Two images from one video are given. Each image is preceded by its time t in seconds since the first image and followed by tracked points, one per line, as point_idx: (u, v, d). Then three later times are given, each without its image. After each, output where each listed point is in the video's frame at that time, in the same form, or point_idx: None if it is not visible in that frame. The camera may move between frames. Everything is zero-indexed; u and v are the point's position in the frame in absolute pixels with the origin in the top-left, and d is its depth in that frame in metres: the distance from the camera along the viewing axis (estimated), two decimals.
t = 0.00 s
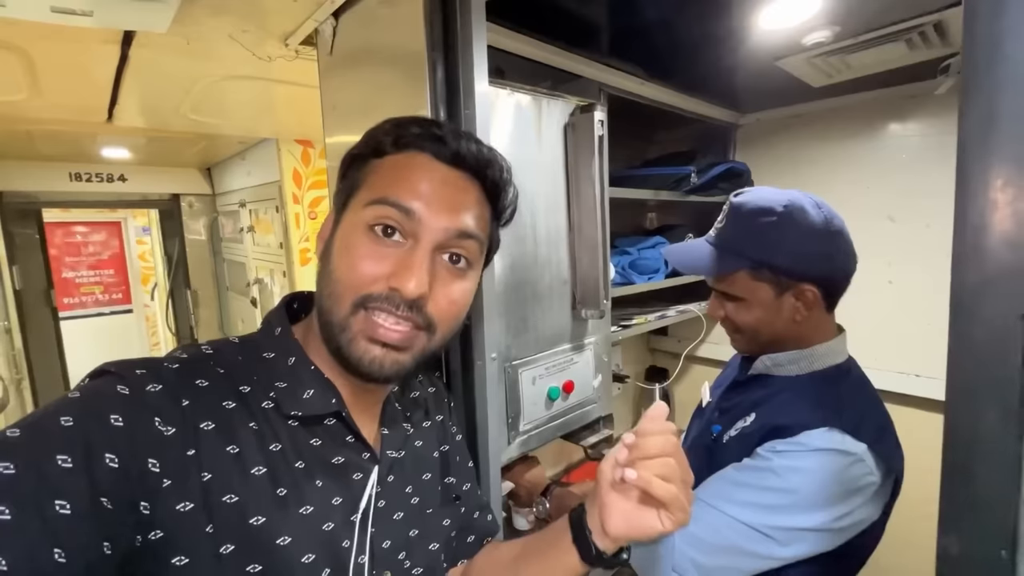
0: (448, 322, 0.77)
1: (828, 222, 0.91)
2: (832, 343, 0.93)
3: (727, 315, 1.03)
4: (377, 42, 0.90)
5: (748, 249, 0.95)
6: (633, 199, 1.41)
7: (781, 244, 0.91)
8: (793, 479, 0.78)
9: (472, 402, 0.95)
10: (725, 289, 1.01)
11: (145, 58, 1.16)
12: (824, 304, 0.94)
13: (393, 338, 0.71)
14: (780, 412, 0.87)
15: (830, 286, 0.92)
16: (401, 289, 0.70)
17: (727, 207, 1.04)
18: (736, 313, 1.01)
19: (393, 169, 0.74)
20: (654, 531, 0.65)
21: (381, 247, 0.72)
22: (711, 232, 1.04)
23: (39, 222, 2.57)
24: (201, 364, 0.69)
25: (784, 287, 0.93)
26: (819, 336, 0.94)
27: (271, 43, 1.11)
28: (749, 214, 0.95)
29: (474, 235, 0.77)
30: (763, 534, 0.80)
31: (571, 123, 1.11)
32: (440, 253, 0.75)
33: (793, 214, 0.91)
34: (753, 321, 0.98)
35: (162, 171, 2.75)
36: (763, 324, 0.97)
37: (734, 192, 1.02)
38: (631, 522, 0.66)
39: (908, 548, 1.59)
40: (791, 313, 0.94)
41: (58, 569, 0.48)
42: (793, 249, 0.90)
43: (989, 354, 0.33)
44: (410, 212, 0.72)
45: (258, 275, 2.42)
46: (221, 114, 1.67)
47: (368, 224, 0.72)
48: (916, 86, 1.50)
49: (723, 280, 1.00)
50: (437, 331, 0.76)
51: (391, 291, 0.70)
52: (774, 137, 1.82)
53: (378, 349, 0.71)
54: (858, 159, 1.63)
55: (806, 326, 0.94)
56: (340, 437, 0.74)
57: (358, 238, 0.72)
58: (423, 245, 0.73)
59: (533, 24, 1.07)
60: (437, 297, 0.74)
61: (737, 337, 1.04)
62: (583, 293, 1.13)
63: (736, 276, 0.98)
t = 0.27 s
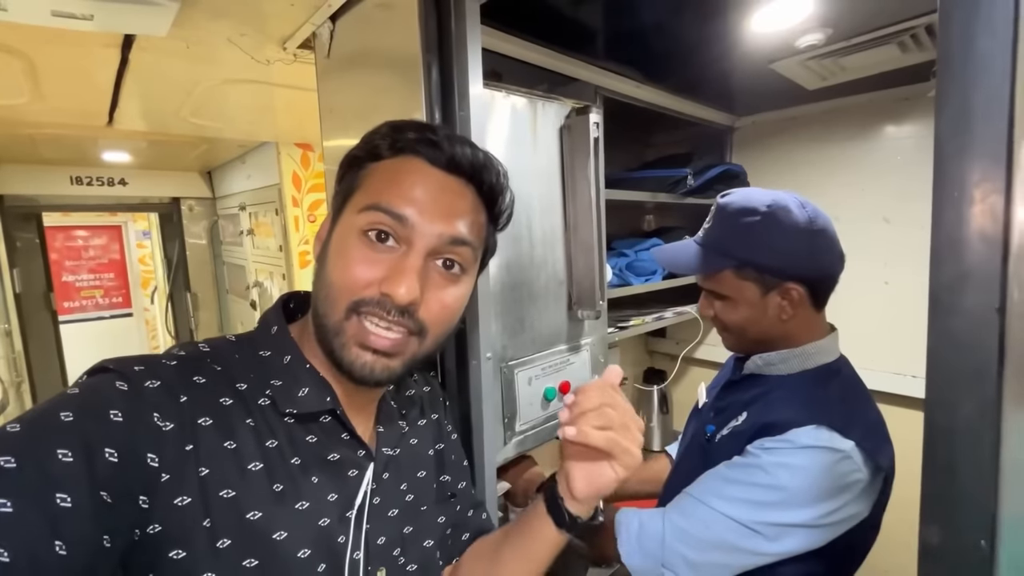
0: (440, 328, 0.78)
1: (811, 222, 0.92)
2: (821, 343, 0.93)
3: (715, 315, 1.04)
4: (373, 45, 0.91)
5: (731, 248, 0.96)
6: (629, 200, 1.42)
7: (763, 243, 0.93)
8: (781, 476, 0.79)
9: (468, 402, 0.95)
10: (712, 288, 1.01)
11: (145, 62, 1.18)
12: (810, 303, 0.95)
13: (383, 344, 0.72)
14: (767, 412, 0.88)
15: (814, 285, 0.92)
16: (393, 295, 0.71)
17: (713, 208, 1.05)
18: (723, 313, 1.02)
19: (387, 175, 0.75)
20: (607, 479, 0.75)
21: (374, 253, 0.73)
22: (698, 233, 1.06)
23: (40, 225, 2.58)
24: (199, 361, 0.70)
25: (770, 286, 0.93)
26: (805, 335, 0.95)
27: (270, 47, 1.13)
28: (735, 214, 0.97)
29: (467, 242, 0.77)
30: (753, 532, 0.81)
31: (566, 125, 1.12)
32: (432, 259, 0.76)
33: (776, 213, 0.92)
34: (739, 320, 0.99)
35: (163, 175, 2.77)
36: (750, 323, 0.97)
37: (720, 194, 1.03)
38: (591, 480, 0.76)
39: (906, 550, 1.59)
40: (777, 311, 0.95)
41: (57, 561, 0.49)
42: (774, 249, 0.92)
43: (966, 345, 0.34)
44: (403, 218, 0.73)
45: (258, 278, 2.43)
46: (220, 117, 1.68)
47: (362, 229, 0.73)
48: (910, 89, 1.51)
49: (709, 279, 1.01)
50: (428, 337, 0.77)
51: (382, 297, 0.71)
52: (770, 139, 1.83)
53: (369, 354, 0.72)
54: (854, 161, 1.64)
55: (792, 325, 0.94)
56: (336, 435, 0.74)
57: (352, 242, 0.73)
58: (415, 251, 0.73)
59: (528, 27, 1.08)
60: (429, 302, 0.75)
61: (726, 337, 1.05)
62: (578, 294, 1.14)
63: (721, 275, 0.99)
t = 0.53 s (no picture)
0: (439, 327, 0.78)
1: (801, 222, 0.93)
2: (817, 345, 0.92)
3: (710, 315, 1.05)
4: (373, 46, 0.91)
5: (722, 247, 0.98)
6: (630, 201, 1.42)
7: (751, 242, 0.95)
8: (772, 476, 0.79)
9: (468, 404, 0.95)
10: (706, 288, 1.03)
11: (146, 63, 1.18)
12: (806, 304, 0.95)
13: (383, 343, 0.72)
14: (766, 413, 0.87)
15: (808, 286, 0.93)
16: (392, 294, 0.71)
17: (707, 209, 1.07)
18: (719, 312, 1.03)
19: (384, 174, 0.75)
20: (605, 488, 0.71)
21: (374, 252, 0.72)
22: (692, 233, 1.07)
23: (44, 226, 2.60)
24: (197, 365, 0.70)
25: (762, 286, 0.95)
26: (800, 336, 0.95)
27: (270, 49, 1.13)
28: (726, 214, 0.99)
29: (466, 241, 0.77)
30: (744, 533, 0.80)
31: (566, 126, 1.12)
32: (432, 259, 0.76)
33: (765, 213, 0.94)
34: (734, 320, 1.00)
35: (166, 175, 2.78)
36: (744, 322, 0.99)
37: (714, 195, 1.05)
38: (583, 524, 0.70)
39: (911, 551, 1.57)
40: (770, 312, 0.96)
41: (56, 568, 0.49)
42: (761, 247, 0.94)
43: (963, 352, 0.34)
44: (402, 219, 0.72)
45: (260, 278, 2.43)
46: (222, 118, 1.69)
47: (361, 228, 0.73)
48: (913, 88, 1.50)
49: (702, 279, 1.03)
50: (428, 336, 0.76)
51: (382, 296, 0.71)
52: (772, 138, 1.82)
53: (369, 353, 0.72)
54: (857, 161, 1.63)
55: (785, 325, 0.95)
56: (335, 438, 0.74)
57: (351, 242, 0.73)
58: (414, 250, 0.73)
59: (527, 28, 1.08)
60: (429, 302, 0.75)
61: (723, 337, 1.06)
62: (579, 295, 1.14)
63: (714, 274, 1.01)
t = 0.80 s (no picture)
0: (442, 321, 0.78)
1: (732, 224, 0.97)
2: (789, 344, 0.93)
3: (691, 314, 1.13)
4: (371, 45, 0.91)
5: (677, 253, 1.06)
6: (630, 199, 1.42)
7: (694, 249, 1.02)
8: (747, 480, 0.80)
9: (466, 402, 0.95)
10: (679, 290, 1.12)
11: (146, 62, 1.18)
12: (757, 302, 0.97)
13: (388, 338, 0.72)
14: (746, 415, 0.90)
15: (751, 285, 0.96)
16: (395, 290, 0.71)
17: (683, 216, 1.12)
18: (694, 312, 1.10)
19: (383, 171, 0.75)
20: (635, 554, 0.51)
21: (375, 249, 0.72)
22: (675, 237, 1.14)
23: (46, 226, 2.60)
24: (195, 363, 0.70)
25: (710, 288, 1.02)
26: (761, 333, 0.98)
27: (269, 48, 1.13)
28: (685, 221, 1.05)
29: (467, 235, 0.77)
30: (722, 537, 0.81)
31: (565, 124, 1.11)
32: (433, 254, 0.76)
33: (701, 222, 1.01)
34: (703, 319, 1.08)
35: (166, 175, 2.78)
36: (709, 322, 1.07)
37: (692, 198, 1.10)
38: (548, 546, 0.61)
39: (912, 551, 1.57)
40: (725, 312, 1.02)
41: (54, 566, 0.48)
42: (701, 254, 1.01)
43: (961, 348, 0.34)
44: (403, 215, 0.72)
45: (261, 278, 2.43)
46: (222, 118, 1.69)
47: (362, 225, 0.73)
48: (914, 86, 1.50)
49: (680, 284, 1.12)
50: (431, 331, 0.76)
51: (385, 292, 0.71)
52: (772, 137, 1.82)
53: (374, 349, 0.72)
54: (857, 159, 1.63)
55: (741, 324, 1.00)
56: (333, 436, 0.74)
57: (352, 239, 0.72)
58: (416, 246, 0.73)
59: (526, 26, 1.07)
60: (431, 297, 0.75)
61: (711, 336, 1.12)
62: (578, 293, 1.13)
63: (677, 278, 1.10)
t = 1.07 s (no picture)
0: (438, 322, 0.77)
1: (711, 225, 0.99)
2: (769, 338, 0.95)
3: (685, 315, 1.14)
4: (369, 44, 0.91)
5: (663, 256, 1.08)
6: (629, 199, 1.41)
7: (677, 251, 1.04)
8: (729, 481, 0.79)
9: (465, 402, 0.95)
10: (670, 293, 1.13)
11: (145, 62, 1.18)
12: (739, 299, 0.99)
13: (383, 339, 0.71)
14: (724, 411, 0.91)
15: (730, 283, 0.98)
16: (391, 290, 0.71)
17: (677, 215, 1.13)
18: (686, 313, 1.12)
19: (380, 171, 0.75)
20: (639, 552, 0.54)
21: (371, 249, 0.72)
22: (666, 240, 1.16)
23: (47, 226, 2.60)
24: (193, 362, 0.70)
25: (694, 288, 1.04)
26: (745, 329, 1.00)
27: (268, 48, 1.13)
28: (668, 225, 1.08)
29: (463, 236, 0.77)
30: (728, 553, 0.77)
31: (564, 123, 1.11)
32: (430, 254, 0.76)
33: (682, 225, 1.04)
34: (694, 320, 1.09)
35: (166, 176, 2.78)
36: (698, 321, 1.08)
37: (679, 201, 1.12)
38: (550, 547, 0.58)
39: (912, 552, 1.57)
40: (710, 311, 1.04)
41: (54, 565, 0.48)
42: (683, 255, 1.03)
43: (960, 345, 0.33)
44: (400, 215, 0.72)
45: (260, 278, 2.43)
46: (221, 118, 1.69)
47: (358, 225, 0.73)
48: (913, 86, 1.50)
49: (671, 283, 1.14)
50: (427, 331, 0.76)
51: (381, 293, 0.71)
52: (771, 137, 1.82)
53: (370, 350, 0.71)
54: (857, 159, 1.63)
55: (725, 321, 1.02)
56: (332, 435, 0.74)
57: (349, 239, 0.72)
58: (412, 247, 0.73)
59: (525, 26, 1.07)
60: (427, 297, 0.75)
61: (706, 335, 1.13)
62: (577, 293, 1.13)
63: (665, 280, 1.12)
